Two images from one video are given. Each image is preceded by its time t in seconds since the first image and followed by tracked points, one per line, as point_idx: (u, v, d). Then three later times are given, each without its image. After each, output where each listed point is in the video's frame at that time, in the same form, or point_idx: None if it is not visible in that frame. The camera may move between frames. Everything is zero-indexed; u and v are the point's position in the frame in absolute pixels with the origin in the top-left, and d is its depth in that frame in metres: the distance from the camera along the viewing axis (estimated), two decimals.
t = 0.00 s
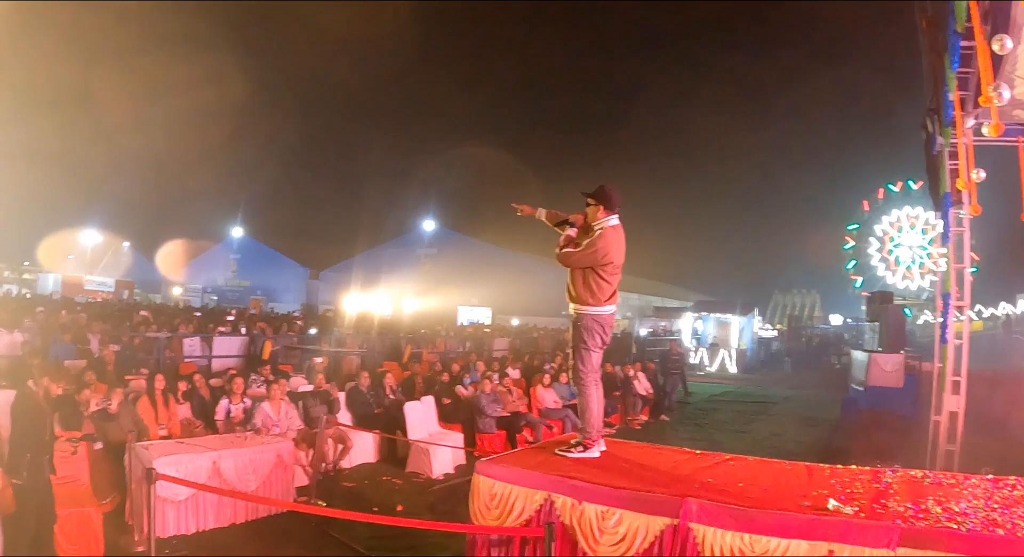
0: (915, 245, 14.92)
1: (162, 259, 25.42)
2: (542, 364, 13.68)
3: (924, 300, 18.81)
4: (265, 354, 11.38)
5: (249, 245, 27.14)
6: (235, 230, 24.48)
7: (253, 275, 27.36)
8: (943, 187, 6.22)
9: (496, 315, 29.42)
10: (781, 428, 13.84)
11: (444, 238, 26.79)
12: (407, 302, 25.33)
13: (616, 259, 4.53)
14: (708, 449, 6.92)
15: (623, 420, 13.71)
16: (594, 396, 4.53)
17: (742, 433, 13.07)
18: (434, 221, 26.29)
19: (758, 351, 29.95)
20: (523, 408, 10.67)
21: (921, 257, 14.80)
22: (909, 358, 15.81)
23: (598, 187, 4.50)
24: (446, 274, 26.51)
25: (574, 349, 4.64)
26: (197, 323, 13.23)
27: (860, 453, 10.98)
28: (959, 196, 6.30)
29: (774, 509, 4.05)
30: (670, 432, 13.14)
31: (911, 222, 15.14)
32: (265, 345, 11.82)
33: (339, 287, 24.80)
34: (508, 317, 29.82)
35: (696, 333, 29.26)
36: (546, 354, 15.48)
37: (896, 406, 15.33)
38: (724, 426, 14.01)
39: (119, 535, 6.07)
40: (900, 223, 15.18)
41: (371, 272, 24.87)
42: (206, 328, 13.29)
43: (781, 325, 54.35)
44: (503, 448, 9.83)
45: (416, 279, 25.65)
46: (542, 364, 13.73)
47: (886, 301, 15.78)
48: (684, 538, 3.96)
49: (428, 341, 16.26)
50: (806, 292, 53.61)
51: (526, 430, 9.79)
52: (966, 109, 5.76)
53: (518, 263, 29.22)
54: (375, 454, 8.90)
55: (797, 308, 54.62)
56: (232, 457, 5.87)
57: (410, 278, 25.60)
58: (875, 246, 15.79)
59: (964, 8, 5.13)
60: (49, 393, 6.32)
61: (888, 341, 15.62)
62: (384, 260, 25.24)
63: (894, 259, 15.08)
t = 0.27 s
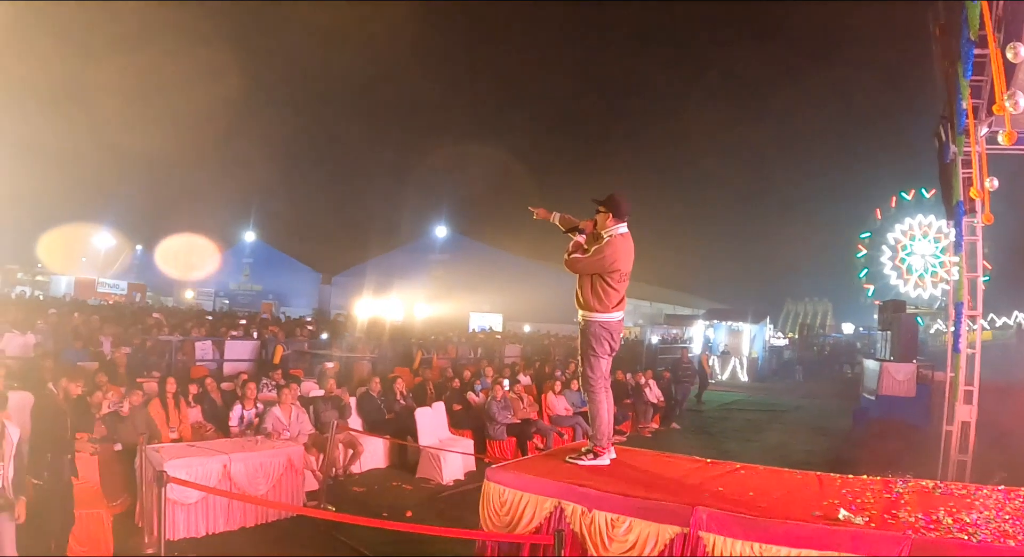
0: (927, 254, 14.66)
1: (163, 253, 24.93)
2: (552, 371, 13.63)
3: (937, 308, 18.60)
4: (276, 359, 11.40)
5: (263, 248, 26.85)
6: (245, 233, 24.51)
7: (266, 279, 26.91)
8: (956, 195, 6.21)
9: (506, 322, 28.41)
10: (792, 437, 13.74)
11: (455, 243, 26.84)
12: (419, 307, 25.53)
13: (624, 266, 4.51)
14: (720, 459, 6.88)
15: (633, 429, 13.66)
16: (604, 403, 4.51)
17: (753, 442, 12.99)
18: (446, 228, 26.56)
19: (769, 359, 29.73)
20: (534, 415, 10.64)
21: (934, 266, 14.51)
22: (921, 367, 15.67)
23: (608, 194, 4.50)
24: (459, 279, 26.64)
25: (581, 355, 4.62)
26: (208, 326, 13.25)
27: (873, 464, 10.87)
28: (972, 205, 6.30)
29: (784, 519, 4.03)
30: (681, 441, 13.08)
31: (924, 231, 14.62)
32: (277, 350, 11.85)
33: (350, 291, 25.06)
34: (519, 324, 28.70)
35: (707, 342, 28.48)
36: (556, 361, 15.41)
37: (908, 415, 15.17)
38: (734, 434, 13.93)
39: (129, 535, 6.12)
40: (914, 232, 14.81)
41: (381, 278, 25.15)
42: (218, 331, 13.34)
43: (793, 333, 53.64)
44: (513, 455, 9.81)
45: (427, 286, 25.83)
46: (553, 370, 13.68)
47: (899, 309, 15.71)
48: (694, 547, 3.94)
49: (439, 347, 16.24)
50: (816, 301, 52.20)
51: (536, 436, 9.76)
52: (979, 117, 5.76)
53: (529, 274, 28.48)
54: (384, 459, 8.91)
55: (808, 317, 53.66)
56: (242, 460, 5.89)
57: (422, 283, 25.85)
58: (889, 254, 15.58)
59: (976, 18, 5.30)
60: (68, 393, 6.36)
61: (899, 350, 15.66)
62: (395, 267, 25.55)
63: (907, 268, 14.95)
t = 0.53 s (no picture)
0: (929, 255, 14.65)
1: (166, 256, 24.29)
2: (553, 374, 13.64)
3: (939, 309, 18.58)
4: (277, 361, 11.40)
5: (264, 251, 27.37)
6: (247, 234, 24.49)
7: (267, 281, 27.46)
8: (957, 197, 6.20)
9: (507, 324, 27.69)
10: (794, 439, 13.73)
11: (456, 245, 26.98)
12: (419, 309, 25.75)
13: (625, 269, 4.51)
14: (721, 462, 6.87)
15: (635, 431, 13.66)
16: (605, 405, 4.50)
17: (754, 444, 12.98)
18: (447, 231, 26.89)
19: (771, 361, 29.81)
20: (536, 417, 10.63)
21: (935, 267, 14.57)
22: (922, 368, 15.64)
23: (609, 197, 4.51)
24: (460, 281, 26.83)
25: (581, 357, 4.61)
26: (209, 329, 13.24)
27: (875, 465, 10.87)
28: (973, 206, 6.29)
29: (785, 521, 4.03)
30: (682, 443, 13.06)
31: (925, 232, 14.72)
32: (278, 352, 11.85)
33: (352, 294, 25.82)
34: (521, 326, 27.67)
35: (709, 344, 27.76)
36: (557, 363, 15.40)
37: (909, 416, 15.15)
38: (735, 436, 13.91)
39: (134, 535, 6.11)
40: (914, 233, 14.85)
41: (382, 281, 25.87)
42: (219, 333, 13.33)
43: (795, 335, 53.41)
44: (514, 457, 9.79)
45: (428, 287, 26.23)
46: (554, 373, 13.68)
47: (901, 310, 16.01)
48: (695, 549, 3.94)
49: (440, 349, 16.24)
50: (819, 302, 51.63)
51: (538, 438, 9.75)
52: (980, 118, 5.75)
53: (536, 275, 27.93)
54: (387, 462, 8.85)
55: (810, 319, 53.12)
56: (243, 462, 5.90)
57: (423, 286, 26.23)
58: (891, 256, 15.61)
59: (976, 20, 5.36)
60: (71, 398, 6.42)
61: (900, 353, 15.80)
62: (396, 269, 26.18)
63: (908, 270, 14.90)
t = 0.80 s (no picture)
0: (931, 257, 14.72)
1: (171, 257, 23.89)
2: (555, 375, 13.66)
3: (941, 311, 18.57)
4: (279, 362, 11.43)
5: (267, 252, 26.97)
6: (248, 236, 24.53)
7: (268, 283, 26.91)
8: (959, 198, 6.22)
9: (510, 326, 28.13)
10: (796, 441, 13.72)
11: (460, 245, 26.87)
12: (422, 310, 25.90)
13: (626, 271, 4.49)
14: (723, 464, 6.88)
15: (637, 432, 13.67)
16: (606, 407, 4.49)
17: (755, 446, 12.99)
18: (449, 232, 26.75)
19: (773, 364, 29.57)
20: (538, 419, 10.65)
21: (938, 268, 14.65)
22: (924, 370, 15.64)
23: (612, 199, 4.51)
24: (463, 281, 26.85)
25: (582, 359, 4.60)
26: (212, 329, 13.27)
27: (878, 467, 10.85)
28: (974, 207, 6.30)
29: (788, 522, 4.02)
30: (683, 444, 13.07)
31: (927, 234, 14.85)
32: (282, 354, 11.90)
33: (355, 295, 25.51)
34: (523, 328, 27.91)
35: (709, 346, 28.14)
36: (559, 364, 15.41)
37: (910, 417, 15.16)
38: (736, 438, 13.92)
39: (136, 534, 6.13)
40: (916, 235, 14.94)
41: (384, 282, 25.58)
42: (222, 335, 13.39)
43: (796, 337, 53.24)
44: (516, 458, 9.79)
45: (431, 288, 26.14)
46: (556, 374, 13.69)
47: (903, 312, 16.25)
48: (698, 551, 3.95)
49: (442, 351, 16.22)
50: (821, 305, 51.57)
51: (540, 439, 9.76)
52: (981, 119, 5.75)
53: (534, 279, 27.80)
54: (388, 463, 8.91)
55: (813, 320, 52.95)
56: (246, 463, 5.91)
57: (426, 287, 26.16)
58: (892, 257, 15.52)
59: (978, 21, 5.30)
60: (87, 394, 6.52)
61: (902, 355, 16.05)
62: (399, 270, 25.92)
63: (910, 271, 14.94)
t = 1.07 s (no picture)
0: (925, 255, 14.67)
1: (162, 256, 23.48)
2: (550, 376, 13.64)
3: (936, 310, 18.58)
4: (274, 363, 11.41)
5: (263, 254, 27.28)
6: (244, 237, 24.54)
7: (265, 285, 27.49)
8: (954, 198, 6.23)
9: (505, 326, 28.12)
10: (794, 440, 13.72)
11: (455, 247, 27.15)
12: (418, 311, 26.12)
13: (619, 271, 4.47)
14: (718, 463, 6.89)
15: (633, 432, 13.67)
16: (602, 408, 4.47)
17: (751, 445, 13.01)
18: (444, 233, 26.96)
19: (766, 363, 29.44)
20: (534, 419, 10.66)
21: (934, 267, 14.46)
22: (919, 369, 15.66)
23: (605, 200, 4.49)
24: (458, 283, 27.02)
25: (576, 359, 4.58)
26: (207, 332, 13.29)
27: (874, 465, 10.87)
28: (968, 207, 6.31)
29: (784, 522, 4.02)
30: (679, 444, 13.08)
31: (922, 232, 14.86)
32: (277, 354, 11.89)
33: (350, 297, 25.54)
34: (517, 329, 27.78)
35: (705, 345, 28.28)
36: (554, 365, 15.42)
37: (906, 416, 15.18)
38: (732, 437, 13.95)
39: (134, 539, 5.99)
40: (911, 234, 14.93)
41: (381, 283, 25.67)
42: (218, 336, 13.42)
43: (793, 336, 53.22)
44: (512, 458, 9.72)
45: (427, 289, 26.39)
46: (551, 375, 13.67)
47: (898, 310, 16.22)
48: (694, 550, 3.95)
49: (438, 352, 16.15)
50: (816, 305, 51.44)
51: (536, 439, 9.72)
52: (976, 119, 5.75)
53: (531, 279, 28.00)
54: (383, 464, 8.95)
55: (809, 320, 52.76)
56: (242, 465, 5.89)
57: (421, 288, 26.35)
58: (887, 256, 15.61)
59: (973, 21, 5.27)
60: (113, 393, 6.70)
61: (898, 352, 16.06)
62: (395, 271, 26.13)
63: (905, 270, 14.93)
